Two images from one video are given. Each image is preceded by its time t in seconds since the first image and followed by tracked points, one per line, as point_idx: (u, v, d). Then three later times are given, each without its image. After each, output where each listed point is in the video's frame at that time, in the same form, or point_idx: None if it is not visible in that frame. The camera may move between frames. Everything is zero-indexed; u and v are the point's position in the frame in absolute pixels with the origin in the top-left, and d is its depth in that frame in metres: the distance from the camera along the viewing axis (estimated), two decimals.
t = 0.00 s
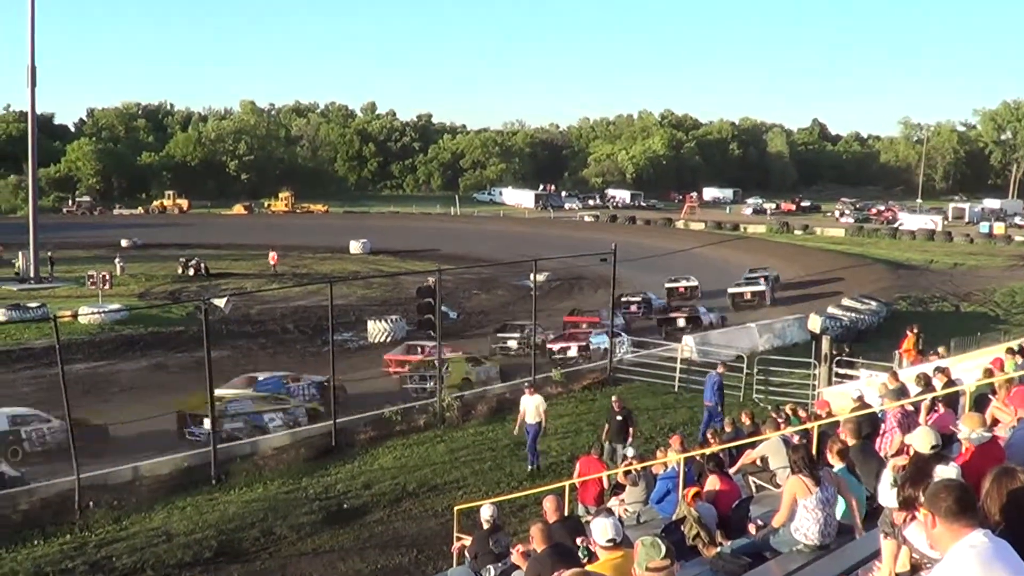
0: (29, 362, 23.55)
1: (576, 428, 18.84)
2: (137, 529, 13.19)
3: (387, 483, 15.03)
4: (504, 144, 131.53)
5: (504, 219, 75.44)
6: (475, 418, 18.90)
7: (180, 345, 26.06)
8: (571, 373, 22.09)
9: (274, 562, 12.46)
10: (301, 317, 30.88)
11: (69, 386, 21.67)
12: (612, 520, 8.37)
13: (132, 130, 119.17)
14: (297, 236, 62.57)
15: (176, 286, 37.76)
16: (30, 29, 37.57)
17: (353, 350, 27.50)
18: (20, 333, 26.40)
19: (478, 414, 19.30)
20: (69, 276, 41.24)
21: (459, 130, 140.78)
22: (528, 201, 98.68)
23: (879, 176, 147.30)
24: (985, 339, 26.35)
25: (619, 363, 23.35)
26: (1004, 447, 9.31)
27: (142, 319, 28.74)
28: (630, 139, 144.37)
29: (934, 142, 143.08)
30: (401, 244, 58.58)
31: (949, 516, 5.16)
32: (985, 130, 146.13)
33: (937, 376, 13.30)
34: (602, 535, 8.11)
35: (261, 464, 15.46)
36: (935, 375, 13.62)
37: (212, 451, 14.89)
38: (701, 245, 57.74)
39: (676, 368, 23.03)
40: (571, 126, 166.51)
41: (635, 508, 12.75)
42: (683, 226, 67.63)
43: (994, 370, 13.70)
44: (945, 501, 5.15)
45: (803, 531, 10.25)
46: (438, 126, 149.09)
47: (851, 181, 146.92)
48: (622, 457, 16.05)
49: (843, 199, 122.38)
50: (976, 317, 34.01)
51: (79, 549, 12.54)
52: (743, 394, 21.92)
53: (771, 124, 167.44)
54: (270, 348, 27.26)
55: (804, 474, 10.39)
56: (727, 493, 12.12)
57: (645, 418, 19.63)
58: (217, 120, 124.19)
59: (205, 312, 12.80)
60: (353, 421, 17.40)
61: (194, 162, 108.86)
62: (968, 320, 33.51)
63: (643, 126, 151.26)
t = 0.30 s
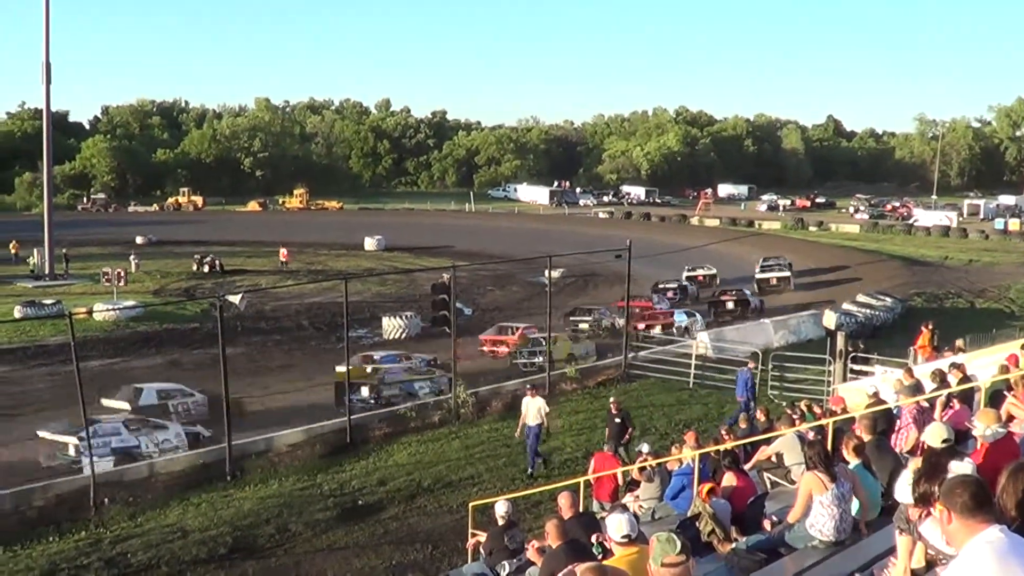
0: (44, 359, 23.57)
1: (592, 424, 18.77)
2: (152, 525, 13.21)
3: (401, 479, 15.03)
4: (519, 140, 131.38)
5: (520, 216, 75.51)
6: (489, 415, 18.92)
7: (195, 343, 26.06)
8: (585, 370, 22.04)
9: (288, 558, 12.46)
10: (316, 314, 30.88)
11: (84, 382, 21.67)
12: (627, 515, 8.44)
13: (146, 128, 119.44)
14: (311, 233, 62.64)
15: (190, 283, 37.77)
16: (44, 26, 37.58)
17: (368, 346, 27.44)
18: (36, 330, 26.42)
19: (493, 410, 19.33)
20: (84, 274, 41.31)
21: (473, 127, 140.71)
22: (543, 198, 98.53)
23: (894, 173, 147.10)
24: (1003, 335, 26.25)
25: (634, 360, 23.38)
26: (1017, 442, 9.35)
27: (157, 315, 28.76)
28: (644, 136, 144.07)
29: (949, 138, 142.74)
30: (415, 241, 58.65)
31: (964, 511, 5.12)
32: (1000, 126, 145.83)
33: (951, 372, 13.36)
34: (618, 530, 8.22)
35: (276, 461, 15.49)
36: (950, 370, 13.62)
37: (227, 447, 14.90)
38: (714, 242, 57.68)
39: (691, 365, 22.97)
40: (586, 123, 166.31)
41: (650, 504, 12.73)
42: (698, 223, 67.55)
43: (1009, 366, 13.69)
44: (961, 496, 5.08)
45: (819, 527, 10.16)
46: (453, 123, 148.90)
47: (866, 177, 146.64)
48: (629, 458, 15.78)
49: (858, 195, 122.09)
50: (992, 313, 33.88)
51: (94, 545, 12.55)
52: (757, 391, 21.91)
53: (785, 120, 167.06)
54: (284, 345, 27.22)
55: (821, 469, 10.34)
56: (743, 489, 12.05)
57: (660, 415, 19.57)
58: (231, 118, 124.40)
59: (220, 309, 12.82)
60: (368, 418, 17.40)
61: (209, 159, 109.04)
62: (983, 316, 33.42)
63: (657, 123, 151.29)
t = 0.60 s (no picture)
0: (53, 362, 23.54)
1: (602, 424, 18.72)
2: (161, 527, 13.20)
3: (411, 480, 15.02)
4: (526, 140, 131.46)
5: (527, 216, 75.54)
6: (498, 415, 18.93)
7: (204, 345, 26.06)
8: (594, 368, 21.84)
9: (298, 559, 12.45)
10: (323, 315, 30.87)
11: (93, 384, 21.65)
12: (636, 514, 8.47)
13: (153, 130, 119.64)
14: (319, 234, 62.65)
15: (198, 285, 37.78)
16: (51, 28, 37.59)
17: (377, 347, 27.44)
18: (44, 333, 26.43)
19: (502, 410, 19.35)
20: (91, 276, 41.34)
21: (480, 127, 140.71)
22: (551, 197, 98.54)
23: (901, 170, 147.09)
24: (1012, 331, 26.19)
25: (642, 358, 23.38)
26: None
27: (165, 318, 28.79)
28: (651, 135, 144.15)
29: (955, 135, 142.77)
30: (423, 241, 58.67)
31: (972, 507, 5.11)
32: (1007, 123, 145.92)
33: (959, 367, 13.37)
34: (626, 528, 8.27)
35: (284, 462, 15.46)
36: (958, 367, 13.65)
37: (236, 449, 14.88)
38: (720, 241, 57.66)
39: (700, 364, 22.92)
40: (593, 123, 166.42)
41: (659, 502, 12.72)
42: (705, 221, 67.55)
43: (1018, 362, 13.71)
44: (971, 492, 5.07)
45: (828, 524, 10.14)
46: (459, 123, 149.05)
47: (873, 174, 146.67)
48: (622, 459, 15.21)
49: (865, 192, 122.22)
50: (1000, 310, 33.82)
51: (103, 548, 12.53)
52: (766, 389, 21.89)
53: (791, 119, 167.11)
54: (293, 346, 27.23)
55: (830, 466, 10.33)
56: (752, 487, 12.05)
57: (669, 414, 19.46)
58: (238, 120, 124.48)
59: (228, 310, 12.80)
60: (376, 419, 17.38)
61: (216, 161, 109.23)
62: (991, 313, 33.39)
63: (664, 121, 151.37)
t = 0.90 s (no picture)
0: (53, 363, 23.52)
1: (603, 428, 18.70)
2: (160, 529, 13.18)
3: (410, 483, 15.01)
4: (527, 143, 131.72)
5: (529, 218, 75.58)
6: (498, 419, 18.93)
7: (204, 347, 26.04)
8: (594, 373, 21.96)
9: (297, 562, 12.44)
10: (324, 318, 30.88)
11: (93, 386, 21.62)
12: (635, 518, 8.49)
13: (155, 131, 119.69)
14: (319, 236, 62.68)
15: (199, 287, 37.76)
16: (53, 29, 37.58)
17: (377, 349, 27.41)
18: (45, 334, 26.40)
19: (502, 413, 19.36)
20: (92, 277, 41.31)
21: (482, 131, 140.77)
22: (552, 200, 98.54)
23: (902, 174, 147.33)
24: (1013, 335, 26.24)
25: (643, 361, 23.40)
26: None
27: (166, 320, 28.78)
28: (653, 138, 144.39)
29: (956, 139, 143.20)
30: (423, 244, 58.72)
31: (972, 511, 5.10)
32: (1008, 127, 146.27)
33: (960, 372, 13.37)
34: (627, 532, 8.28)
35: (284, 465, 15.44)
36: (959, 371, 13.66)
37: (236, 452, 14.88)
38: (721, 245, 57.70)
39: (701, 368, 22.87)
40: (594, 126, 166.63)
41: (659, 506, 12.67)
42: (706, 225, 67.58)
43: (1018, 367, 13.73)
44: (967, 496, 5.07)
45: (827, 528, 10.14)
46: (461, 126, 149.30)
47: (873, 179, 146.98)
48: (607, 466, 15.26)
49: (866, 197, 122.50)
50: (1001, 315, 33.85)
51: (102, 550, 12.52)
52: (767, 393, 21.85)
53: (792, 123, 167.42)
54: (294, 348, 27.22)
55: (831, 468, 10.29)
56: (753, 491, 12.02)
57: (669, 418, 19.45)
58: (239, 121, 124.56)
59: (228, 311, 12.80)
60: (376, 421, 17.37)
61: (217, 163, 109.32)
62: (991, 317, 33.43)
63: (666, 125, 151.61)
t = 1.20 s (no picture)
0: (54, 364, 23.50)
1: (602, 428, 18.71)
2: (161, 530, 13.17)
3: (411, 483, 15.02)
4: (529, 143, 131.77)
5: (529, 218, 75.55)
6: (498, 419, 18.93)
7: (204, 347, 26.04)
8: (594, 373, 22.05)
9: (299, 561, 12.44)
10: (326, 318, 30.89)
11: (94, 386, 21.60)
12: (636, 518, 8.52)
13: (156, 131, 119.75)
14: (320, 236, 62.68)
15: (200, 287, 37.73)
16: (53, 29, 37.54)
17: (377, 350, 27.38)
18: (46, 334, 26.39)
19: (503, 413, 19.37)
20: (93, 277, 41.29)
21: (483, 131, 140.71)
22: (553, 201, 98.35)
23: (904, 175, 147.32)
24: (1015, 336, 26.25)
25: (644, 362, 23.41)
26: None
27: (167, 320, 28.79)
28: (654, 139, 144.35)
29: (957, 140, 143.22)
30: (424, 244, 58.74)
31: (972, 510, 5.10)
32: (1009, 128, 146.23)
33: (961, 373, 13.40)
34: (627, 532, 8.32)
35: (285, 465, 15.44)
36: (959, 372, 13.66)
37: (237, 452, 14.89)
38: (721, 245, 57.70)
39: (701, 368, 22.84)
40: (595, 126, 166.53)
41: (659, 506, 12.68)
42: (708, 225, 67.62)
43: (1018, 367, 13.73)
44: (969, 496, 5.05)
45: (828, 528, 10.15)
46: (462, 126, 149.27)
47: (874, 180, 147.04)
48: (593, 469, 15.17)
49: (867, 197, 122.64)
50: (1001, 316, 33.86)
51: (103, 550, 12.51)
52: (768, 394, 21.80)
53: (793, 123, 167.31)
54: (294, 348, 27.22)
55: (833, 468, 10.29)
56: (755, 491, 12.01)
57: (670, 418, 19.47)
58: (240, 121, 124.56)
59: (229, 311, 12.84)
60: (377, 421, 17.38)
61: (218, 163, 109.36)
62: (992, 318, 33.44)
63: (668, 125, 151.55)
